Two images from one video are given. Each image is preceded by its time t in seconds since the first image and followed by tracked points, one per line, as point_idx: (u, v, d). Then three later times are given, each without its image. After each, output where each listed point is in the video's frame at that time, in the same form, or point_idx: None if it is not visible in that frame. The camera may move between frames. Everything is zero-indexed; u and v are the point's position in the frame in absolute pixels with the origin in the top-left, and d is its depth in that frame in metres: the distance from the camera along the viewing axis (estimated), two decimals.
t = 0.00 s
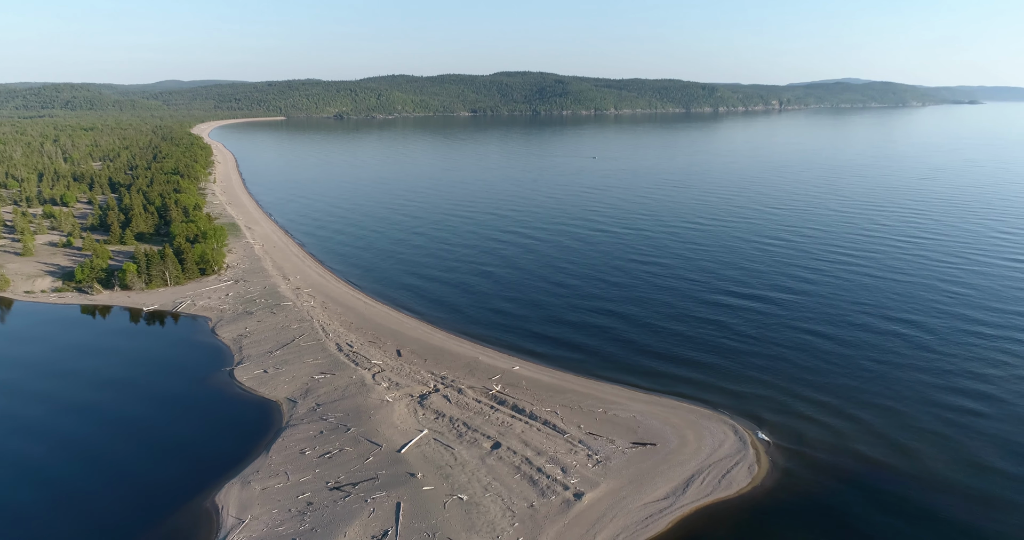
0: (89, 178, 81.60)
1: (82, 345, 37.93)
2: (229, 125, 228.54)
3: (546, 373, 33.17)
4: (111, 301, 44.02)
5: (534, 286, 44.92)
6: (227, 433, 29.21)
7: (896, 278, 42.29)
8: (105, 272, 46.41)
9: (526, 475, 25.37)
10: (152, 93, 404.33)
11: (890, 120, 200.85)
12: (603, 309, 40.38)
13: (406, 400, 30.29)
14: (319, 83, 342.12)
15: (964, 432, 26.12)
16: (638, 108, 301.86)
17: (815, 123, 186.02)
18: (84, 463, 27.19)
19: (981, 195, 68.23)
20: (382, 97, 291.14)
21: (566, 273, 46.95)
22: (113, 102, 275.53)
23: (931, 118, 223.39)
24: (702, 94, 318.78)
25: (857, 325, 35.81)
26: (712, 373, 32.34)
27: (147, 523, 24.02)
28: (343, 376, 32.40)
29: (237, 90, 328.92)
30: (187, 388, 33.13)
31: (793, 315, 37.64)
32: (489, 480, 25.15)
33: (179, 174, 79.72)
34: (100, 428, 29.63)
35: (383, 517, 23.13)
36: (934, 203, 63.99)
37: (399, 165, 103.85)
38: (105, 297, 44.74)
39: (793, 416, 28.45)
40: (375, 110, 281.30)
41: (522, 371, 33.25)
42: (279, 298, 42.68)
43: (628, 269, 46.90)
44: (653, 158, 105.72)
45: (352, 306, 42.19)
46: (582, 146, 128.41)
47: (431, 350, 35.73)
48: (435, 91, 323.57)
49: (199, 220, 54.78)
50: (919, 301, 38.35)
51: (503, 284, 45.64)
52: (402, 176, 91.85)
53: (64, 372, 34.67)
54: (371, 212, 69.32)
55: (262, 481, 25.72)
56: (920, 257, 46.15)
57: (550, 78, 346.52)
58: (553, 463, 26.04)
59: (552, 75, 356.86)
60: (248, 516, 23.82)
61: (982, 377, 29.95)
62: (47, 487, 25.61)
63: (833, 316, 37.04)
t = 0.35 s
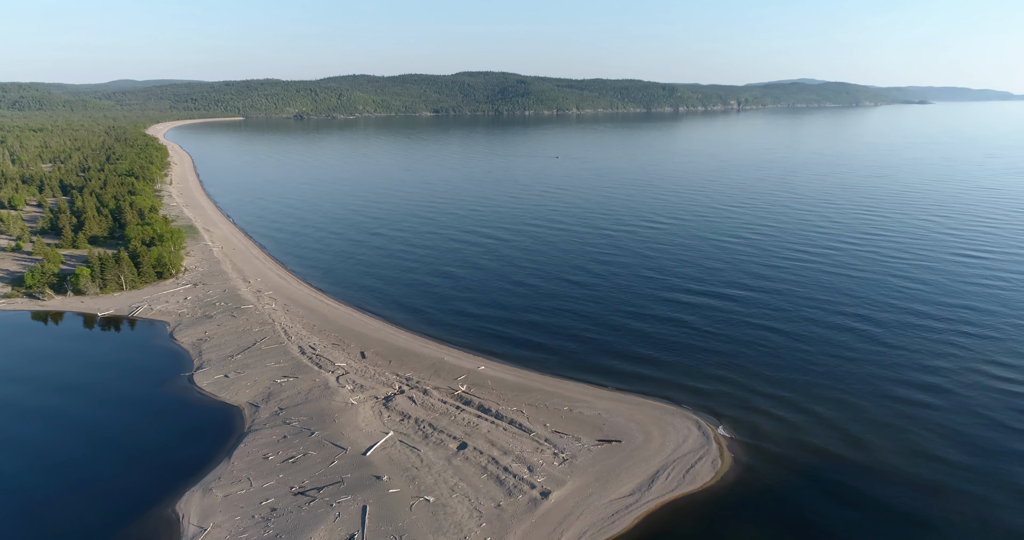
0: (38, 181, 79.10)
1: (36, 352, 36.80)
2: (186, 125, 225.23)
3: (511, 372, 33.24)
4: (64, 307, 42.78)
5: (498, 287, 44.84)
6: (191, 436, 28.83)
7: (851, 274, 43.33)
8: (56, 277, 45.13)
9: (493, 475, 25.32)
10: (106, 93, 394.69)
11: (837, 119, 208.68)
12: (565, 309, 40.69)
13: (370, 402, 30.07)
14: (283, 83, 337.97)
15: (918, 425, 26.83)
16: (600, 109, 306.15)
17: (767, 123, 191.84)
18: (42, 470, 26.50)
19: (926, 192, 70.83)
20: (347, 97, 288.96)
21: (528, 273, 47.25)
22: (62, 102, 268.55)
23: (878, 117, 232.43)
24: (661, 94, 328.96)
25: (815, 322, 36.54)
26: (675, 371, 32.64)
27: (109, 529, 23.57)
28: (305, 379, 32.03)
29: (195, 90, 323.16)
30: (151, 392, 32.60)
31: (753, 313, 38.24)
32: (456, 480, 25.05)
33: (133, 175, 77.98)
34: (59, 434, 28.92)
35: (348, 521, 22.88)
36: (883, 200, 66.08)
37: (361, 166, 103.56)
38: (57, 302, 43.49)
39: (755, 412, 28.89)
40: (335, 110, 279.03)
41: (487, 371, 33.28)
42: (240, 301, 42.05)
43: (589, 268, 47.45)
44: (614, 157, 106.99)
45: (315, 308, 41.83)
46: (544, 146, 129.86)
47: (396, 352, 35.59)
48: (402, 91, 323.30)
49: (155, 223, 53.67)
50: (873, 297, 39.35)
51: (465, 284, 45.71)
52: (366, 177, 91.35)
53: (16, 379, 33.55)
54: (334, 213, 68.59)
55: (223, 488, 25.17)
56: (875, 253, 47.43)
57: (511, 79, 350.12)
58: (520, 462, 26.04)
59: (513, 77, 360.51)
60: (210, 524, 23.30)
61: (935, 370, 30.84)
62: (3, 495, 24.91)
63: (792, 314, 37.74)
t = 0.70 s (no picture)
0: None
1: None
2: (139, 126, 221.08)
3: (474, 372, 33.24)
4: (12, 314, 41.37)
5: (460, 288, 44.72)
6: (151, 442, 28.28)
7: (807, 271, 44.32)
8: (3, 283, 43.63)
9: (458, 475, 25.21)
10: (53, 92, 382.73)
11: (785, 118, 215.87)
12: (526, 308, 40.92)
13: (333, 406, 29.79)
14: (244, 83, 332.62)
15: (873, 417, 27.53)
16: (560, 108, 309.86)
17: (722, 122, 196.50)
18: None
19: (872, 189, 73.33)
20: (308, 97, 286.04)
21: (489, 273, 47.43)
22: (9, 103, 260.47)
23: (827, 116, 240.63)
24: (622, 95, 336.37)
25: (772, 319, 37.24)
26: (638, 369, 32.95)
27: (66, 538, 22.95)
28: (266, 384, 31.58)
29: (149, 89, 316.09)
30: (109, 398, 31.85)
31: (713, 311, 38.77)
32: (421, 482, 24.88)
33: (83, 178, 75.79)
34: (12, 443, 28.04)
35: (312, 526, 22.53)
36: (834, 198, 68.04)
37: (321, 166, 103.01)
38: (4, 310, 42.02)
39: (716, 408, 29.29)
40: (293, 111, 276.18)
41: (451, 372, 33.24)
42: (198, 305, 41.29)
43: (549, 268, 47.83)
44: (573, 157, 108.04)
45: (275, 311, 41.36)
46: (504, 145, 131.15)
47: (358, 354, 35.36)
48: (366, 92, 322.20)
49: (108, 226, 52.30)
50: (828, 293, 40.34)
51: (425, 285, 45.66)
52: (327, 178, 90.60)
53: None
54: (294, 216, 67.66)
55: (182, 496, 24.57)
56: (829, 250, 48.65)
57: (471, 80, 353.48)
58: (485, 462, 25.98)
59: (473, 77, 364.01)
60: (168, 534, 22.70)
61: (887, 363, 31.70)
62: None
63: (750, 312, 38.39)
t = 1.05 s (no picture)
0: None
1: None
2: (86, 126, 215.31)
3: (434, 373, 33.22)
4: None
5: (418, 290, 44.61)
6: (102, 450, 27.53)
7: (758, 269, 45.51)
8: None
9: (419, 477, 25.05)
10: None
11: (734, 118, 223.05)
12: (484, 308, 41.06)
13: (291, 410, 29.47)
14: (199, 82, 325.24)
15: (823, 409, 28.33)
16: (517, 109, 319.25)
17: (667, 121, 203.31)
18: None
19: (816, 186, 76.01)
20: (266, 97, 281.90)
21: (446, 273, 47.54)
22: None
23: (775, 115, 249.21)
24: (578, 95, 348.32)
25: (725, 316, 38.07)
26: (596, 367, 33.29)
27: None
28: (221, 389, 31.05)
29: (95, 89, 307.17)
30: (57, 406, 30.84)
31: (669, 309, 39.46)
32: (382, 485, 24.65)
33: (23, 180, 73.01)
34: None
35: (270, 533, 22.09)
36: (781, 196, 70.22)
37: (276, 167, 102.15)
38: None
39: (674, 404, 29.74)
40: (245, 111, 271.41)
41: (410, 373, 33.19)
42: (148, 310, 40.43)
43: (507, 267, 48.17)
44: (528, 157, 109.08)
45: (229, 315, 40.83)
46: (461, 145, 132.43)
47: (315, 357, 35.09)
48: (326, 93, 319.67)
49: (52, 230, 50.62)
50: (779, 290, 41.46)
51: (382, 286, 45.51)
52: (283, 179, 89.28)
53: None
54: (248, 218, 66.68)
55: (135, 507, 23.80)
56: (779, 247, 50.06)
57: (427, 80, 356.90)
58: (446, 464, 25.87)
59: (428, 78, 368.44)
60: None
61: (836, 357, 32.71)
62: None
63: (705, 309, 39.19)
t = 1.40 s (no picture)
0: None
1: None
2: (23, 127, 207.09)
3: (390, 375, 33.36)
4: None
5: (373, 293, 44.66)
6: (47, 461, 26.59)
7: (709, 268, 46.87)
8: None
9: (377, 480, 24.86)
10: None
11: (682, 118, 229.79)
12: (439, 309, 41.43)
13: (244, 417, 29.11)
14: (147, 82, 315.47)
15: (772, 401, 29.24)
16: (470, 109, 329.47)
17: (606, 122, 210.18)
18: None
19: (761, 185, 78.84)
20: (218, 97, 275.81)
21: (401, 275, 47.85)
22: None
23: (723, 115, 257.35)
24: (533, 95, 361.27)
25: (678, 315, 39.06)
26: (553, 366, 33.68)
27: None
28: (171, 397, 30.45)
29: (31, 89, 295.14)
30: None
31: (622, 308, 40.38)
32: (339, 490, 24.39)
33: None
34: None
35: None
36: (726, 195, 72.64)
37: (223, 168, 100.60)
38: None
39: (630, 401, 30.26)
40: (192, 112, 264.37)
41: (366, 376, 33.20)
42: (92, 318, 39.47)
43: (462, 269, 48.69)
44: (482, 157, 109.98)
45: (179, 321, 40.22)
46: (411, 145, 133.68)
47: (269, 362, 34.86)
48: (283, 94, 315.69)
49: None
50: (729, 289, 42.81)
51: (336, 290, 45.44)
52: (235, 181, 87.87)
53: None
54: (195, 221, 65.50)
55: (81, 521, 22.93)
56: (725, 247, 51.80)
57: (379, 81, 359.34)
58: (405, 466, 25.76)
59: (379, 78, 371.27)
60: None
61: (783, 351, 33.86)
62: None
63: (656, 308, 40.18)
